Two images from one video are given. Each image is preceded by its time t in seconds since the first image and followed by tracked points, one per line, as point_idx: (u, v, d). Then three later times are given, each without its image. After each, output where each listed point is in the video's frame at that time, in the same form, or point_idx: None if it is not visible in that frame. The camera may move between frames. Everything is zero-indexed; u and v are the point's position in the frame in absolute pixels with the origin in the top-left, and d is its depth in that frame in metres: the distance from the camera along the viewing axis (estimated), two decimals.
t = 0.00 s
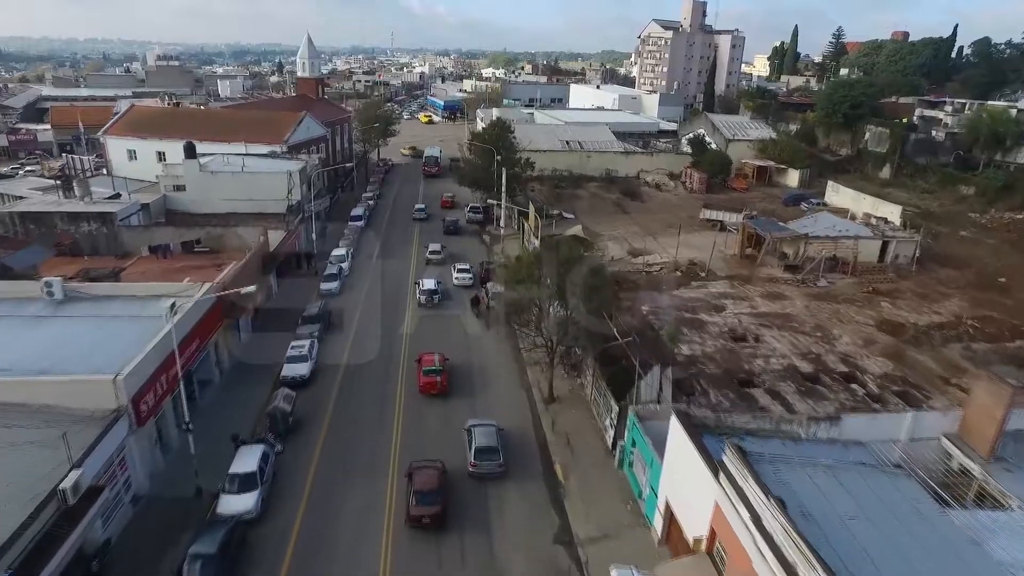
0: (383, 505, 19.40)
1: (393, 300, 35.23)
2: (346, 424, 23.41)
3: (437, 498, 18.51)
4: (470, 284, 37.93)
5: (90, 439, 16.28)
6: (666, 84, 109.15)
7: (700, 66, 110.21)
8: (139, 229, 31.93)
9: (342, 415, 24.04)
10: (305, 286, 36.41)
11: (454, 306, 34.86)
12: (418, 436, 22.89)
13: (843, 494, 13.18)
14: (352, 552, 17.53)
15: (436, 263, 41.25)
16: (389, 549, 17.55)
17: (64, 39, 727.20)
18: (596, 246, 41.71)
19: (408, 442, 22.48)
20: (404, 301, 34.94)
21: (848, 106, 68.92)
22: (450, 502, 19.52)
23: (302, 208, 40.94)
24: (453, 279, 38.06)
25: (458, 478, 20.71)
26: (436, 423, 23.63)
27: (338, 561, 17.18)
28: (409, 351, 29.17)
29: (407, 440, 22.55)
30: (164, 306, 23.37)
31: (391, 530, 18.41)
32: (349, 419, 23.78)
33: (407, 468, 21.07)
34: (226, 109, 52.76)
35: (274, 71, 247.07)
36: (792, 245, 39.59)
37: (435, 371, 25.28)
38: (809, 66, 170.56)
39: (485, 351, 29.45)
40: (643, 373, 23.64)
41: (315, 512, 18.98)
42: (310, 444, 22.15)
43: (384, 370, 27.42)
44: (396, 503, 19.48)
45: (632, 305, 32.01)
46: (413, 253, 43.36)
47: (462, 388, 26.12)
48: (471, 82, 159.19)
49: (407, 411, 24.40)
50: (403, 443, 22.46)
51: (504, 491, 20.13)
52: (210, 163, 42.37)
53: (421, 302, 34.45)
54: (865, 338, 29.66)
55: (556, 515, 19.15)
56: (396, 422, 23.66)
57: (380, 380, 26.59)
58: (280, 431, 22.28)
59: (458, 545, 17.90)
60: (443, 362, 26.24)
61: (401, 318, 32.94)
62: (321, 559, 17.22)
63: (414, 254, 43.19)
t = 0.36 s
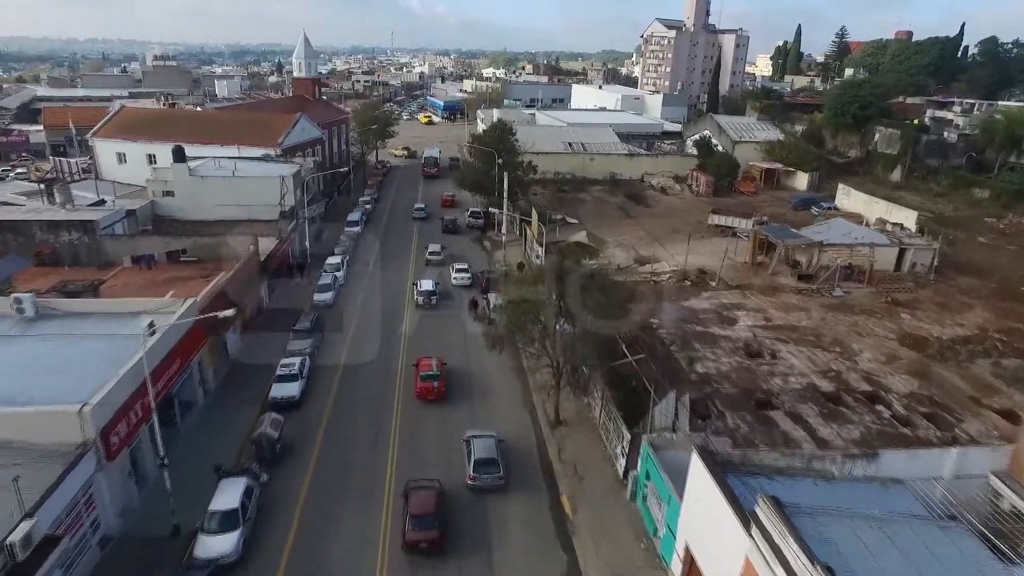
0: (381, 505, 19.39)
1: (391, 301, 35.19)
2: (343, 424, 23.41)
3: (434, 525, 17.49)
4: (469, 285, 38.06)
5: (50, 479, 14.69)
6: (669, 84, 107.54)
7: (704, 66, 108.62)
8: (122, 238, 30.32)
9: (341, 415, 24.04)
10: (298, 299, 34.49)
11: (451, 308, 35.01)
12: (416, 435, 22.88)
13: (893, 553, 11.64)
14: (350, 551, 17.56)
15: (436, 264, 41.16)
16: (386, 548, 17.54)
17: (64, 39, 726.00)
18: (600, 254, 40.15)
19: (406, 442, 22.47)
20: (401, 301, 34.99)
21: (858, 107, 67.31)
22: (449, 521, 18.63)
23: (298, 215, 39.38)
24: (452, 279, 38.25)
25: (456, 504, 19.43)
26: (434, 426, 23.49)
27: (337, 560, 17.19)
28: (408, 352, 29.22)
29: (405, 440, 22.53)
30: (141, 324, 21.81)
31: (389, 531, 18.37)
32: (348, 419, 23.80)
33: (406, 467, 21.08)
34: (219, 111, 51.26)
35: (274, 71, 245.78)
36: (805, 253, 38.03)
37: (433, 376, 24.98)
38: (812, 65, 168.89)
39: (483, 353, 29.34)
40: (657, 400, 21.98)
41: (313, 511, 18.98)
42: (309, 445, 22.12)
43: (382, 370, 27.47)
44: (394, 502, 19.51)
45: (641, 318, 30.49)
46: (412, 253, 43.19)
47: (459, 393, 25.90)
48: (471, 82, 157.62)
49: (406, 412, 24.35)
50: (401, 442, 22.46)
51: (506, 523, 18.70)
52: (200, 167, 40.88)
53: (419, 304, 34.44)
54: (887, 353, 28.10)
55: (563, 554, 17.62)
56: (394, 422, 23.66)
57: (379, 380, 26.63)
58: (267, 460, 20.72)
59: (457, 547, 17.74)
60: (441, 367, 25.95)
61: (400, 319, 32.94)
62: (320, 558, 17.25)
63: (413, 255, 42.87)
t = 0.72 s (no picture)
0: (378, 504, 19.39)
1: (389, 301, 35.11)
2: (337, 438, 22.54)
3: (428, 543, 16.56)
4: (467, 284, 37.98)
5: None
6: (672, 84, 106.01)
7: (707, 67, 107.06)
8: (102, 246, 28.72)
9: (338, 415, 24.01)
10: (289, 311, 32.74)
11: (450, 307, 34.82)
12: (414, 435, 22.83)
13: None
14: (347, 549, 17.57)
15: (436, 264, 41.16)
16: None
17: (63, 39, 725.45)
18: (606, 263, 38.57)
19: (404, 442, 22.43)
20: (399, 300, 34.96)
21: (867, 108, 65.74)
22: (447, 539, 17.81)
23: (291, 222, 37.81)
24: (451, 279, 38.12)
25: (455, 527, 18.36)
26: (432, 427, 23.37)
27: (334, 559, 17.18)
28: (406, 353, 29.12)
29: (402, 440, 22.51)
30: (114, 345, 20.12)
31: (386, 530, 18.36)
32: (345, 419, 23.76)
33: (403, 467, 21.07)
34: (209, 113, 49.74)
35: (273, 71, 244.30)
36: (820, 261, 36.45)
37: (429, 380, 24.66)
38: (815, 66, 167.41)
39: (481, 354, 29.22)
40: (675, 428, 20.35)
41: (310, 511, 18.97)
42: (306, 445, 22.10)
43: (380, 370, 27.47)
44: (390, 501, 19.49)
45: (650, 332, 28.94)
46: (411, 253, 43.04)
47: (457, 396, 25.67)
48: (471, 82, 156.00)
49: (403, 412, 24.28)
50: (399, 442, 22.45)
51: (508, 565, 17.06)
52: (188, 171, 39.32)
53: (416, 304, 34.30)
54: (912, 370, 26.50)
55: None
56: (392, 421, 23.64)
57: (376, 381, 26.60)
58: (249, 495, 19.11)
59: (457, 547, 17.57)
60: (438, 370, 25.58)
61: (399, 320, 32.79)
62: (317, 557, 17.27)
63: (411, 257, 42.54)
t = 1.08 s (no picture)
0: (375, 503, 19.28)
1: (388, 301, 34.89)
2: (332, 449, 21.79)
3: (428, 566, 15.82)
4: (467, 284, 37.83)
5: None
6: (675, 84, 104.55)
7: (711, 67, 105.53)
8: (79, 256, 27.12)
9: (335, 414, 23.90)
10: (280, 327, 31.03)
11: (448, 307, 34.76)
12: (411, 434, 22.69)
13: None
14: (344, 548, 17.51)
15: (435, 263, 41.16)
16: None
17: (62, 38, 723.66)
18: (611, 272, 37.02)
19: (401, 441, 22.31)
20: (397, 299, 34.90)
21: (877, 110, 64.07)
22: None
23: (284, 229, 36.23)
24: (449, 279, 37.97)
25: (454, 544, 17.57)
26: (430, 429, 23.18)
27: (330, 558, 17.11)
28: (405, 354, 28.81)
29: (399, 439, 22.39)
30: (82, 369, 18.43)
31: (383, 529, 18.28)
32: (342, 418, 23.65)
33: (401, 465, 20.98)
34: (199, 113, 48.20)
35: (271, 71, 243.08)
36: (836, 271, 34.87)
37: (426, 383, 24.26)
38: (818, 66, 165.92)
39: (478, 355, 29.00)
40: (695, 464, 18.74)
41: (307, 509, 18.91)
42: (303, 444, 22.00)
43: (377, 370, 27.33)
44: (387, 499, 19.39)
45: (661, 349, 27.41)
46: (410, 254, 42.86)
47: (453, 398, 25.40)
48: (470, 82, 154.44)
49: (400, 413, 24.12)
50: (396, 441, 22.35)
51: None
52: (176, 176, 37.84)
53: (414, 304, 34.12)
54: (941, 390, 24.87)
55: None
56: (389, 420, 23.56)
57: (374, 381, 26.45)
58: (227, 536, 17.43)
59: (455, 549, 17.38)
60: (435, 373, 25.17)
61: (398, 322, 32.49)
62: (313, 556, 17.18)
63: (410, 258, 42.39)
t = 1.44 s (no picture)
0: (374, 504, 19.40)
1: (388, 306, 34.55)
2: (330, 453, 21.79)
3: None
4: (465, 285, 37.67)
5: None
6: (679, 85, 103.11)
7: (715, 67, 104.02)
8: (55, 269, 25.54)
9: (334, 416, 24.02)
10: (272, 344, 29.30)
11: (446, 308, 34.76)
12: (410, 437, 22.77)
13: None
14: (342, 550, 17.63)
15: (434, 263, 41.30)
16: None
17: (62, 38, 722.80)
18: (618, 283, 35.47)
19: (401, 445, 22.38)
20: (396, 299, 35.08)
21: (888, 111, 62.50)
22: None
23: (277, 238, 34.68)
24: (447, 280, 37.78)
25: (452, 558, 17.19)
26: (428, 432, 23.25)
27: (328, 559, 17.23)
28: (404, 356, 28.91)
29: (398, 442, 22.46)
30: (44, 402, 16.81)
31: (381, 531, 18.35)
32: (341, 421, 23.71)
33: (400, 468, 21.08)
34: (190, 115, 46.73)
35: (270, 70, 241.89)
36: (853, 282, 33.31)
37: (425, 389, 24.13)
38: (821, 66, 164.27)
39: (477, 360, 28.87)
40: (718, 505, 17.12)
41: (306, 510, 19.04)
42: (302, 446, 22.14)
43: (376, 372, 27.38)
44: (385, 501, 19.49)
45: (673, 368, 25.90)
46: (409, 256, 42.96)
47: (451, 402, 25.36)
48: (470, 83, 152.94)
49: (399, 417, 24.12)
50: (395, 444, 22.45)
51: None
52: (164, 181, 36.36)
53: (412, 305, 34.21)
54: (973, 414, 23.30)
55: None
56: (388, 423, 23.61)
57: (373, 383, 26.51)
58: None
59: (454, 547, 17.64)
60: (433, 377, 25.02)
61: (397, 322, 32.60)
62: (311, 557, 17.30)
63: (410, 258, 42.67)
